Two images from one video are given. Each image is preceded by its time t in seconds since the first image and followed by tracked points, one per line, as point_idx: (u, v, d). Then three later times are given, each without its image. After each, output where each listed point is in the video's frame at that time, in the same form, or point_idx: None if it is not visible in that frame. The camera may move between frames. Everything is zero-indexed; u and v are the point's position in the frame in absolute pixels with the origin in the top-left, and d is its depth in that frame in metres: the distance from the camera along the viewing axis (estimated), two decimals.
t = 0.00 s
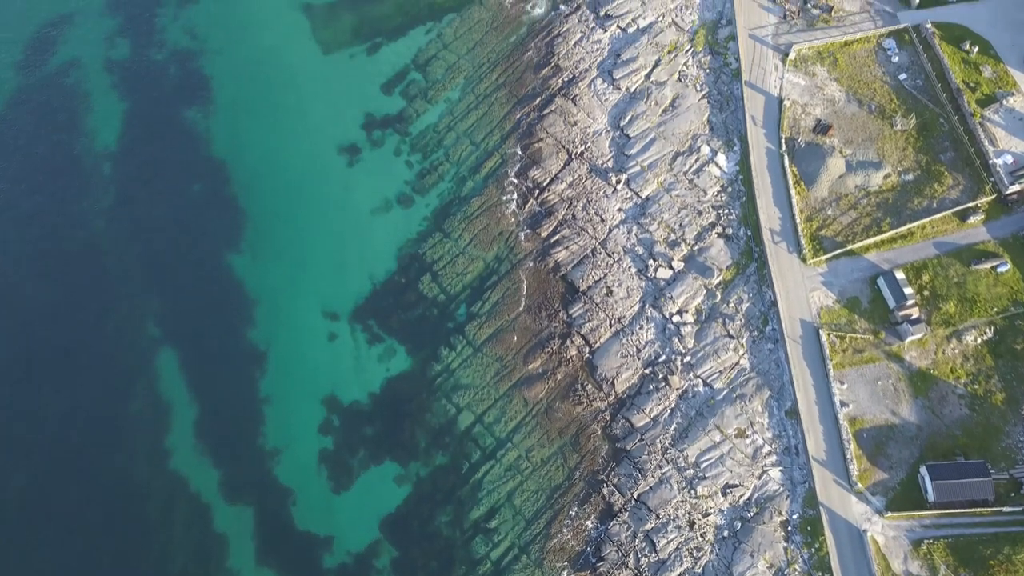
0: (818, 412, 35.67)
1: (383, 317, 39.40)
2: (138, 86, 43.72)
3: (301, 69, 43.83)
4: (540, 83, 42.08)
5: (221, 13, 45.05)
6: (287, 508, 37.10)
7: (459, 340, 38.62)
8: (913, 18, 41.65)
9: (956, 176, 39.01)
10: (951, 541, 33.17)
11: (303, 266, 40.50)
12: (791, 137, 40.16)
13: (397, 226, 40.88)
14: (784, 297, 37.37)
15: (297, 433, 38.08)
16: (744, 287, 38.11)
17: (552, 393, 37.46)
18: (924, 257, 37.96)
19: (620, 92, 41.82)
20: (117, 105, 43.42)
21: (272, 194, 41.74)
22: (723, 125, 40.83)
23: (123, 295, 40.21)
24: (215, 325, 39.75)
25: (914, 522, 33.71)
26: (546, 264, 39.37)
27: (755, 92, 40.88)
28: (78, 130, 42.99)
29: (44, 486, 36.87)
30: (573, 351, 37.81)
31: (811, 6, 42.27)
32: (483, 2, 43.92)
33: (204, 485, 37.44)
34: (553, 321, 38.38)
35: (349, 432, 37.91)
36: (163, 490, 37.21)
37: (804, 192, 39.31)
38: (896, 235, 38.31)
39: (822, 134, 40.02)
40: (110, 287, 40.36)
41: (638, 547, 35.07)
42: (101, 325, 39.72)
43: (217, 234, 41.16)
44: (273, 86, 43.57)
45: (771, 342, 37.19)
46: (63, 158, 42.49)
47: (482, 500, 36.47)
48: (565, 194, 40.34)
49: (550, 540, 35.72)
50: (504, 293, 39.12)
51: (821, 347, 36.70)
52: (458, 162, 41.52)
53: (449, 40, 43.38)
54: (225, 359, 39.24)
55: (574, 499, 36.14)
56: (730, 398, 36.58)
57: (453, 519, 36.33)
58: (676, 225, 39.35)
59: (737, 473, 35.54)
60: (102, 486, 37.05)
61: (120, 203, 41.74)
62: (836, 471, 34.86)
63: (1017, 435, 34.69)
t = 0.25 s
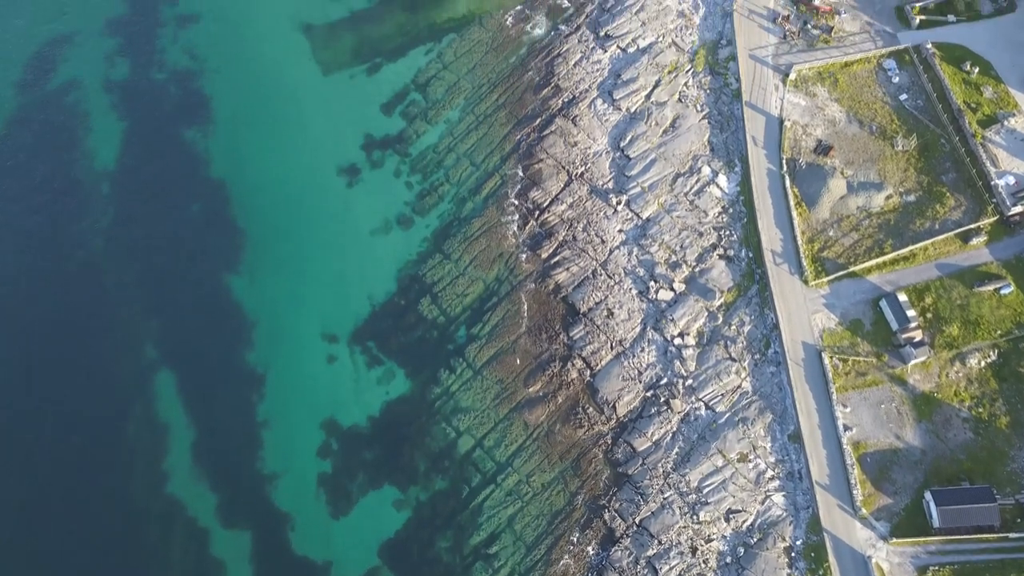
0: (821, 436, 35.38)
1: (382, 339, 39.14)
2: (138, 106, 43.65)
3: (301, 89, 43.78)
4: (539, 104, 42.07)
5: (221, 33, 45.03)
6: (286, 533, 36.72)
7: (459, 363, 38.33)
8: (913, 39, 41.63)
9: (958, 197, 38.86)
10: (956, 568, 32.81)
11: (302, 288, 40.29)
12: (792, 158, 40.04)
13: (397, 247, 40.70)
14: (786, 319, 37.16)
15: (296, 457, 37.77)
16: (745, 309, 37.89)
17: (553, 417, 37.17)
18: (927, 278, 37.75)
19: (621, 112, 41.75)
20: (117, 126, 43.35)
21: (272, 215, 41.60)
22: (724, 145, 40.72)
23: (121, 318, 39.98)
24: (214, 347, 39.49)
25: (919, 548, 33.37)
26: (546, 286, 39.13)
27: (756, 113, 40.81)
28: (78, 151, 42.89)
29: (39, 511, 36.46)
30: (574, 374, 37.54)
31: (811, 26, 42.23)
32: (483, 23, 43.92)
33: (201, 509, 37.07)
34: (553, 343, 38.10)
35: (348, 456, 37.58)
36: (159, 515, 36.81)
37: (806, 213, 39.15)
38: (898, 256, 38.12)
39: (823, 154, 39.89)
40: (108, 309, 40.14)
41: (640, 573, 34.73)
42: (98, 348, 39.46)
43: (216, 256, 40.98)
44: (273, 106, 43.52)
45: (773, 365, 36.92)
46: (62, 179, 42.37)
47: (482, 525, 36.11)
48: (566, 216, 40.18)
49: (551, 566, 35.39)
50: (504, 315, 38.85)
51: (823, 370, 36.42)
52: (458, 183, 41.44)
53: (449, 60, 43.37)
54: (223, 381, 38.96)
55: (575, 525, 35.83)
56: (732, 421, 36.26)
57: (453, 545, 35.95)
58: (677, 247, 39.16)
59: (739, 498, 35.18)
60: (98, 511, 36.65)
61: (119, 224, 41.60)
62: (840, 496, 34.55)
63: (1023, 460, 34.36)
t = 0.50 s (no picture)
0: (825, 461, 35.04)
1: (381, 362, 38.84)
2: (137, 127, 43.55)
3: (301, 109, 43.68)
4: (539, 124, 42.02)
5: (221, 53, 44.99)
6: (284, 560, 36.30)
7: (459, 386, 38.01)
8: (914, 59, 41.57)
9: (960, 218, 38.66)
10: None
11: (301, 310, 40.03)
12: (794, 179, 39.89)
13: (396, 268, 40.47)
14: (788, 342, 36.88)
15: (294, 482, 37.42)
16: (747, 331, 37.61)
17: (553, 441, 36.83)
18: (930, 300, 37.50)
19: (621, 132, 41.66)
20: (116, 146, 43.22)
21: (271, 236, 41.40)
22: (725, 165, 40.60)
23: (118, 340, 39.67)
24: (212, 369, 39.19)
25: None
26: (547, 307, 38.79)
27: (757, 133, 40.70)
28: (77, 172, 42.75)
29: (34, 538, 36.01)
30: (574, 397, 37.22)
31: (811, 46, 42.16)
32: (483, 42, 43.87)
33: (198, 535, 36.66)
34: (554, 366, 37.77)
35: (347, 480, 37.21)
36: (155, 541, 36.36)
37: (807, 234, 38.96)
38: (901, 278, 37.89)
39: (825, 175, 39.72)
40: (105, 331, 39.82)
41: None
42: (96, 371, 39.11)
43: (214, 277, 40.76)
44: (273, 126, 43.41)
45: (775, 389, 36.62)
46: (61, 200, 42.18)
47: (482, 551, 35.72)
48: (566, 236, 39.98)
49: None
50: (505, 337, 38.50)
51: (827, 393, 36.09)
52: (458, 203, 41.31)
53: (449, 80, 43.33)
54: (221, 405, 38.64)
55: (576, 551, 35.45)
56: (735, 446, 35.91)
57: (453, 571, 35.54)
58: (678, 268, 38.94)
59: (742, 524, 34.80)
60: (93, 538, 36.20)
61: (117, 245, 41.39)
62: (844, 522, 34.21)
63: None
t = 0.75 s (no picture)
0: (829, 487, 34.67)
1: (380, 385, 38.51)
2: (137, 147, 43.42)
3: (300, 129, 43.57)
4: (539, 145, 41.96)
5: (221, 74, 44.93)
6: None
7: (459, 410, 37.68)
8: (915, 80, 41.49)
9: (963, 239, 38.45)
10: None
11: (300, 332, 39.77)
12: (795, 200, 39.73)
13: (396, 290, 40.22)
14: (791, 365, 36.59)
15: (292, 507, 37.03)
16: (749, 354, 37.34)
17: (554, 466, 36.46)
18: (933, 323, 37.23)
19: (621, 153, 41.53)
20: (114, 167, 43.07)
21: (269, 257, 41.18)
22: (726, 187, 40.44)
23: (115, 363, 39.32)
24: (209, 393, 38.86)
25: None
26: (548, 330, 38.47)
27: (758, 154, 40.59)
28: (75, 193, 42.55)
29: (28, 566, 35.50)
30: (576, 422, 36.88)
31: (812, 67, 42.08)
32: (483, 62, 43.82)
33: (194, 562, 36.16)
34: (555, 390, 37.44)
35: (345, 506, 36.81)
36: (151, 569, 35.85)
37: (809, 256, 38.76)
38: (903, 300, 37.63)
39: (826, 196, 39.55)
40: (102, 354, 39.47)
41: None
42: (92, 394, 38.73)
43: (213, 299, 40.50)
44: (273, 146, 43.31)
45: (778, 413, 36.31)
46: (58, 221, 41.93)
47: None
48: (566, 258, 39.76)
49: None
50: (505, 360, 38.18)
51: (830, 418, 35.75)
52: (458, 225, 41.14)
53: (449, 101, 43.28)
54: (219, 429, 38.30)
55: None
56: (738, 471, 35.53)
57: None
58: (679, 290, 38.68)
59: (745, 551, 34.38)
60: (88, 565, 35.71)
61: (115, 267, 41.13)
62: (849, 549, 33.80)
63: None
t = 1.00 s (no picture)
0: (833, 513, 34.25)
1: (379, 409, 38.16)
2: (135, 168, 43.25)
3: (300, 150, 43.42)
4: (539, 166, 41.85)
5: (220, 94, 44.85)
6: None
7: (459, 434, 37.32)
8: (916, 100, 41.38)
9: (966, 261, 38.21)
10: None
11: (298, 355, 39.48)
12: (797, 221, 39.49)
13: (395, 312, 39.91)
14: (794, 389, 36.26)
15: (290, 534, 36.60)
16: (752, 378, 36.99)
17: (555, 492, 36.06)
18: (937, 346, 36.92)
19: (621, 174, 41.38)
20: (113, 189, 42.87)
21: (268, 279, 40.94)
22: (727, 208, 40.23)
23: (112, 387, 38.95)
24: (207, 417, 38.51)
25: None
26: (548, 353, 38.14)
27: (759, 175, 40.40)
28: (73, 215, 42.34)
29: None
30: (577, 447, 36.52)
31: (813, 87, 41.99)
32: (483, 83, 43.76)
33: None
34: (556, 414, 37.09)
35: (344, 532, 36.38)
36: None
37: (811, 278, 38.50)
38: (907, 323, 37.33)
39: (828, 218, 39.33)
40: (98, 378, 39.11)
41: None
42: (88, 419, 38.31)
43: (211, 322, 40.21)
44: (272, 167, 43.15)
45: (781, 438, 35.93)
46: (57, 243, 41.69)
47: None
48: (567, 280, 39.50)
49: None
50: (505, 384, 37.84)
51: (833, 443, 35.37)
52: (458, 246, 40.91)
53: (448, 121, 43.21)
54: (217, 454, 37.92)
55: None
56: (741, 497, 35.13)
57: None
58: (681, 313, 38.39)
59: None
60: None
61: (113, 289, 40.86)
62: None
63: None
